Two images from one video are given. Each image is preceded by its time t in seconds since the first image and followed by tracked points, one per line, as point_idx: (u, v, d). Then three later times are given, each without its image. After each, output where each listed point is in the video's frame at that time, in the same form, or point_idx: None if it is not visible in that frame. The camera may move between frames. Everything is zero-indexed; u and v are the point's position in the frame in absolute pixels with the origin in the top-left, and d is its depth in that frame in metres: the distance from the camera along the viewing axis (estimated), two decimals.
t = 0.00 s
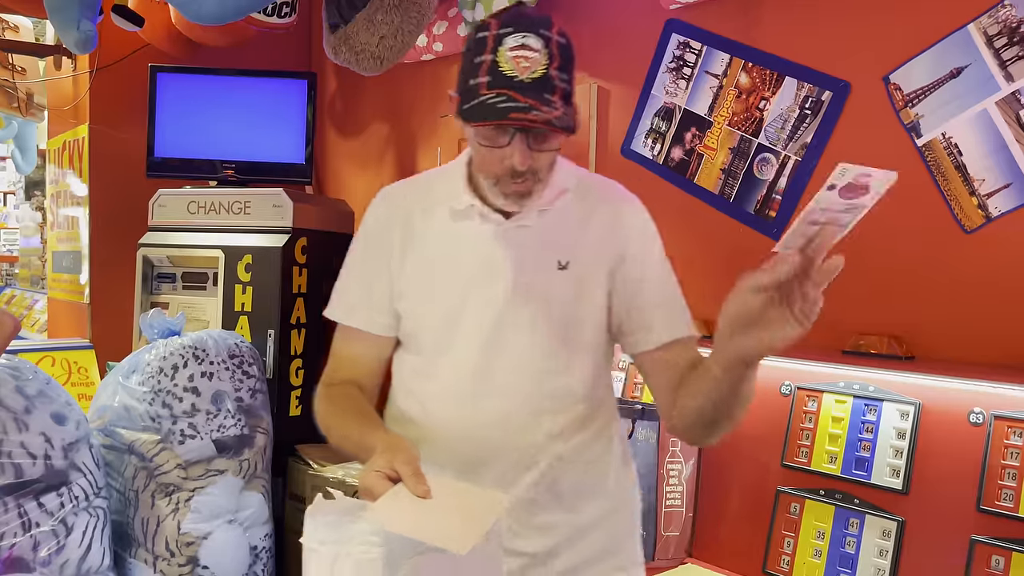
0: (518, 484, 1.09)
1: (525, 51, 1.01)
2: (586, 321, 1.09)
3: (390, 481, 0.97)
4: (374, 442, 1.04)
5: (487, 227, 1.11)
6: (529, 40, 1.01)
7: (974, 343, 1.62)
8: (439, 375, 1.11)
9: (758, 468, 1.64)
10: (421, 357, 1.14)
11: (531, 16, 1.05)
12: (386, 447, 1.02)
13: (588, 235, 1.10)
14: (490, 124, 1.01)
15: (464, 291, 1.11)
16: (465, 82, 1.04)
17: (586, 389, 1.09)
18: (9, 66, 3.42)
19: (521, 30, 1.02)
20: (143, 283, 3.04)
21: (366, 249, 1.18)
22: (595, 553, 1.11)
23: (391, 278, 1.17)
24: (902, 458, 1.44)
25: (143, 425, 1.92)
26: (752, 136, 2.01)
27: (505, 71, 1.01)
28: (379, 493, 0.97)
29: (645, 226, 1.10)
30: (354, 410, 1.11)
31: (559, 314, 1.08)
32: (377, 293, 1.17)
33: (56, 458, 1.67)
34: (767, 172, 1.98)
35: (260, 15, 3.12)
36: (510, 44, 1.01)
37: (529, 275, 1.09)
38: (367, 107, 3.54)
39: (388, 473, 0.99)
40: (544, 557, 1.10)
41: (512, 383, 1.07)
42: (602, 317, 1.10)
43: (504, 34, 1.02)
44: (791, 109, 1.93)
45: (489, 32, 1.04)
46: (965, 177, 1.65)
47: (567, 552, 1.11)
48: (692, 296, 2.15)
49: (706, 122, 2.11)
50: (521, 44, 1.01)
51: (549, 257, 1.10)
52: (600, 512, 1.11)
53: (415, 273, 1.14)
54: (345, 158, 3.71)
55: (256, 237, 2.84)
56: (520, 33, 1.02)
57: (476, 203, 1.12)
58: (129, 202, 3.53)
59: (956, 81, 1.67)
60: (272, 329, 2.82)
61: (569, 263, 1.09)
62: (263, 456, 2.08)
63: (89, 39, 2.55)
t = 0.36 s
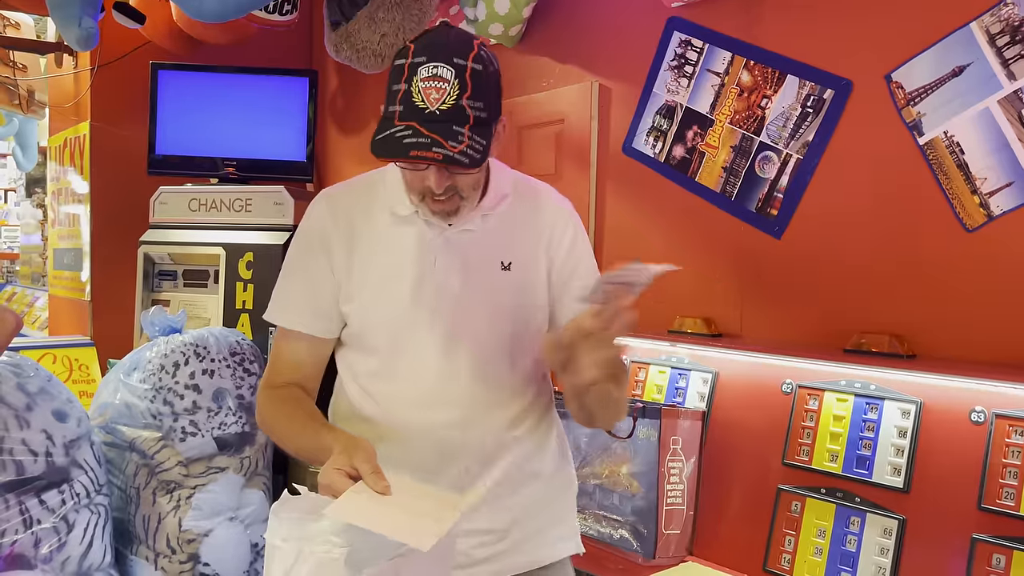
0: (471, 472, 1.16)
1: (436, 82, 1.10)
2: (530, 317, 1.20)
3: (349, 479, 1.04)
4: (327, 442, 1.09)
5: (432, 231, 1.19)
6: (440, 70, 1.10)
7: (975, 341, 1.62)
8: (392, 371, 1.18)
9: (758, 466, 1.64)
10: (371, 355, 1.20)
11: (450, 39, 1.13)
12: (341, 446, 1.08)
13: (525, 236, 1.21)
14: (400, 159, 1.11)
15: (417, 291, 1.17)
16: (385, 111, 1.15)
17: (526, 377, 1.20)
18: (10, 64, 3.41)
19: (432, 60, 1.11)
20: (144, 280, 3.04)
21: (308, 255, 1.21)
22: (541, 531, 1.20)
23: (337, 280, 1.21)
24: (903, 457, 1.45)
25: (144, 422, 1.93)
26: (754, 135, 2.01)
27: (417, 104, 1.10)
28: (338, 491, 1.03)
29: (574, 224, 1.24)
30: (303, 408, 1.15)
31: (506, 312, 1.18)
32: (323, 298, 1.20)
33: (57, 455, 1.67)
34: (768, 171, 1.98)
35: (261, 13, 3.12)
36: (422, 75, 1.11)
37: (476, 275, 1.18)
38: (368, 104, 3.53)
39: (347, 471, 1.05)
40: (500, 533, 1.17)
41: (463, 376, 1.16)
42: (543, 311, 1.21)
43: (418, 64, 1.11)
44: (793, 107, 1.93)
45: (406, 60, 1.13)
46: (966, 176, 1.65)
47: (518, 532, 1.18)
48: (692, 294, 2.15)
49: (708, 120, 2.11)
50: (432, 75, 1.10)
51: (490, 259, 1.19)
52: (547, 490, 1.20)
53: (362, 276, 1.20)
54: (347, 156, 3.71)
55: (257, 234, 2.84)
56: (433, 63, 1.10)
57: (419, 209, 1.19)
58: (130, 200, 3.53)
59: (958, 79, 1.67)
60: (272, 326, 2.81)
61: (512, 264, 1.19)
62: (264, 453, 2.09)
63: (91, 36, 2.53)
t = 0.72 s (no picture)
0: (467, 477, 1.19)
1: (432, 98, 1.08)
2: (531, 329, 1.22)
3: (347, 490, 1.04)
4: (326, 451, 1.08)
5: (437, 243, 1.17)
6: (436, 86, 1.08)
7: (976, 340, 1.62)
8: (396, 379, 1.17)
9: (759, 463, 1.64)
10: (374, 361, 1.19)
11: (450, 52, 1.10)
12: (339, 457, 1.07)
13: (530, 251, 1.23)
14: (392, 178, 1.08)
15: (421, 303, 1.17)
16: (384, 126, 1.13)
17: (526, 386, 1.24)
18: (11, 62, 3.41)
19: (430, 75, 1.09)
20: (144, 278, 3.04)
21: (310, 255, 1.17)
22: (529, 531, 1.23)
23: (340, 283, 1.18)
24: (903, 455, 1.45)
25: (145, 420, 1.93)
26: (754, 133, 2.01)
27: (413, 120, 1.09)
28: (335, 501, 1.04)
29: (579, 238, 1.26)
30: (304, 408, 1.13)
31: (508, 324, 1.20)
32: (326, 298, 1.17)
33: (58, 453, 1.67)
34: (769, 169, 1.98)
35: (262, 11, 3.12)
36: (419, 91, 1.09)
37: (480, 289, 1.18)
38: (369, 102, 3.53)
39: (346, 480, 1.05)
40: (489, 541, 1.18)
41: (469, 387, 1.18)
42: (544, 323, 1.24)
43: (416, 79, 1.09)
44: (794, 105, 1.93)
45: (405, 74, 1.11)
46: (968, 175, 1.64)
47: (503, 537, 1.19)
48: (693, 293, 2.15)
49: (709, 118, 2.11)
50: (429, 90, 1.08)
51: (496, 272, 1.20)
52: (534, 495, 1.23)
53: (366, 282, 1.18)
54: (347, 154, 3.71)
55: (257, 232, 2.84)
56: (430, 78, 1.08)
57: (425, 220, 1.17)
58: (130, 197, 3.53)
59: (960, 78, 1.66)
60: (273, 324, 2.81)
61: (514, 278, 1.20)
62: (265, 451, 2.09)
63: (91, 33, 2.54)
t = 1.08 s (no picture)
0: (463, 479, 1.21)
1: (452, 116, 1.08)
2: (532, 338, 1.24)
3: (349, 498, 1.02)
4: (328, 460, 1.07)
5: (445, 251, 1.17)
6: (457, 104, 1.08)
7: (973, 339, 1.62)
8: (399, 383, 1.18)
9: (756, 462, 1.64)
10: (375, 363, 1.18)
11: (472, 70, 1.11)
12: (341, 466, 1.05)
13: (537, 262, 1.24)
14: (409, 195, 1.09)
15: (427, 310, 1.16)
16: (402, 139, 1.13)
17: (524, 394, 1.25)
18: (8, 60, 3.41)
19: (452, 93, 1.09)
20: (142, 277, 3.04)
21: (318, 254, 1.16)
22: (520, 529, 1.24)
23: (346, 283, 1.18)
24: (900, 454, 1.45)
25: (143, 418, 1.93)
26: (752, 132, 2.01)
27: (432, 137, 1.09)
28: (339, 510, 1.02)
29: (585, 254, 1.29)
30: (308, 414, 1.13)
31: (511, 332, 1.21)
32: (332, 299, 1.17)
33: (55, 451, 1.67)
34: (767, 168, 1.98)
35: (260, 9, 3.12)
36: (440, 108, 1.09)
37: (486, 297, 1.19)
38: (367, 101, 3.53)
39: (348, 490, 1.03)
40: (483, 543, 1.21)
41: (470, 393, 1.18)
42: (546, 333, 1.26)
43: (437, 95, 1.09)
44: (791, 104, 1.93)
45: (426, 89, 1.11)
46: (964, 174, 1.65)
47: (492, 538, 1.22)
48: (690, 292, 2.15)
49: (707, 117, 2.11)
50: (450, 109, 1.08)
51: (502, 281, 1.20)
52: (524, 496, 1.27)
53: (372, 284, 1.18)
54: (346, 153, 3.71)
55: (255, 231, 2.84)
56: (452, 96, 1.08)
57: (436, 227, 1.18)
58: (128, 196, 3.53)
59: (956, 77, 1.67)
60: (271, 323, 2.81)
61: (519, 288, 1.21)
62: (262, 449, 2.09)
63: (89, 31, 2.54)
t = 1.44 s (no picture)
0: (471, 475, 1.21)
1: (465, 116, 1.08)
2: (536, 336, 1.24)
3: (357, 484, 1.00)
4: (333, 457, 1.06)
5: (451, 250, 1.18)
6: (470, 104, 1.08)
7: (971, 339, 1.63)
8: (404, 381, 1.18)
9: (754, 461, 1.64)
10: (381, 362, 1.18)
11: (483, 70, 1.11)
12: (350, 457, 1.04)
13: (541, 261, 1.24)
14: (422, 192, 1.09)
15: (433, 308, 1.17)
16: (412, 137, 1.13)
17: (526, 393, 1.25)
18: (6, 60, 3.41)
19: (464, 92, 1.09)
20: (140, 276, 3.04)
21: (324, 254, 1.16)
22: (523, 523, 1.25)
23: (352, 283, 1.18)
24: (898, 454, 1.45)
25: (140, 418, 1.92)
26: (751, 132, 2.01)
27: (445, 137, 1.09)
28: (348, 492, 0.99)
29: (586, 253, 1.29)
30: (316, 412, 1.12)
31: (516, 330, 1.21)
32: (338, 298, 1.16)
33: (53, 451, 1.67)
34: (765, 168, 1.98)
35: (258, 9, 3.12)
36: (453, 107, 1.09)
37: (491, 296, 1.19)
38: (366, 101, 3.53)
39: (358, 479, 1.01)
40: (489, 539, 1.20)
41: (474, 390, 1.18)
42: (550, 332, 1.26)
43: (449, 95, 1.09)
44: (790, 105, 1.93)
45: (439, 88, 1.11)
46: (962, 174, 1.65)
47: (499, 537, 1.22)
48: (689, 292, 2.15)
49: (705, 118, 2.11)
50: (463, 108, 1.08)
51: (506, 279, 1.21)
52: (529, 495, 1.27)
53: (378, 284, 1.18)
54: (344, 153, 3.71)
55: (254, 231, 2.84)
56: (465, 96, 1.08)
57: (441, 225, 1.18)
58: (127, 196, 3.53)
59: (954, 78, 1.67)
60: (269, 323, 2.81)
61: (523, 286, 1.22)
62: (260, 449, 2.08)
63: (86, 31, 2.54)
